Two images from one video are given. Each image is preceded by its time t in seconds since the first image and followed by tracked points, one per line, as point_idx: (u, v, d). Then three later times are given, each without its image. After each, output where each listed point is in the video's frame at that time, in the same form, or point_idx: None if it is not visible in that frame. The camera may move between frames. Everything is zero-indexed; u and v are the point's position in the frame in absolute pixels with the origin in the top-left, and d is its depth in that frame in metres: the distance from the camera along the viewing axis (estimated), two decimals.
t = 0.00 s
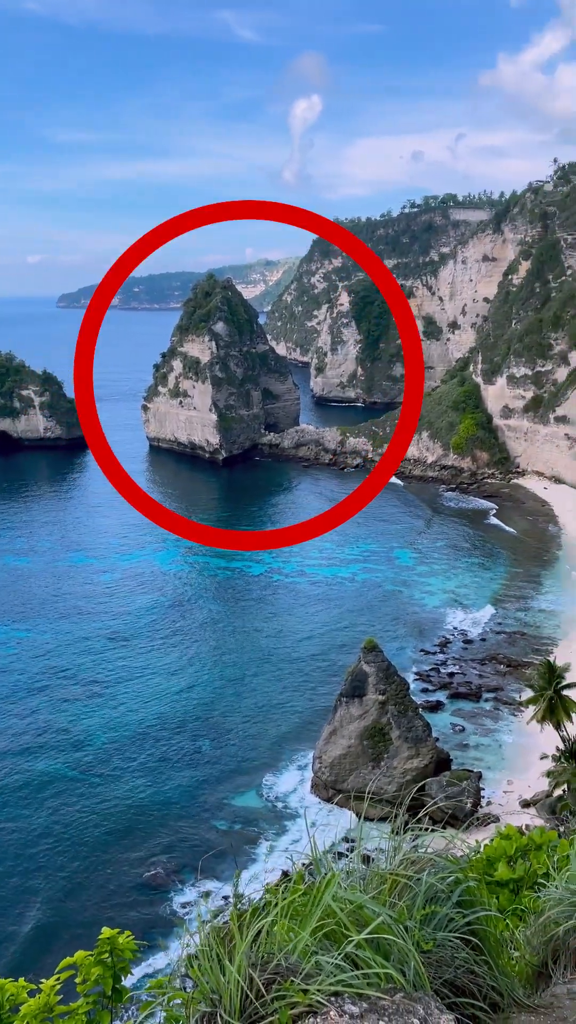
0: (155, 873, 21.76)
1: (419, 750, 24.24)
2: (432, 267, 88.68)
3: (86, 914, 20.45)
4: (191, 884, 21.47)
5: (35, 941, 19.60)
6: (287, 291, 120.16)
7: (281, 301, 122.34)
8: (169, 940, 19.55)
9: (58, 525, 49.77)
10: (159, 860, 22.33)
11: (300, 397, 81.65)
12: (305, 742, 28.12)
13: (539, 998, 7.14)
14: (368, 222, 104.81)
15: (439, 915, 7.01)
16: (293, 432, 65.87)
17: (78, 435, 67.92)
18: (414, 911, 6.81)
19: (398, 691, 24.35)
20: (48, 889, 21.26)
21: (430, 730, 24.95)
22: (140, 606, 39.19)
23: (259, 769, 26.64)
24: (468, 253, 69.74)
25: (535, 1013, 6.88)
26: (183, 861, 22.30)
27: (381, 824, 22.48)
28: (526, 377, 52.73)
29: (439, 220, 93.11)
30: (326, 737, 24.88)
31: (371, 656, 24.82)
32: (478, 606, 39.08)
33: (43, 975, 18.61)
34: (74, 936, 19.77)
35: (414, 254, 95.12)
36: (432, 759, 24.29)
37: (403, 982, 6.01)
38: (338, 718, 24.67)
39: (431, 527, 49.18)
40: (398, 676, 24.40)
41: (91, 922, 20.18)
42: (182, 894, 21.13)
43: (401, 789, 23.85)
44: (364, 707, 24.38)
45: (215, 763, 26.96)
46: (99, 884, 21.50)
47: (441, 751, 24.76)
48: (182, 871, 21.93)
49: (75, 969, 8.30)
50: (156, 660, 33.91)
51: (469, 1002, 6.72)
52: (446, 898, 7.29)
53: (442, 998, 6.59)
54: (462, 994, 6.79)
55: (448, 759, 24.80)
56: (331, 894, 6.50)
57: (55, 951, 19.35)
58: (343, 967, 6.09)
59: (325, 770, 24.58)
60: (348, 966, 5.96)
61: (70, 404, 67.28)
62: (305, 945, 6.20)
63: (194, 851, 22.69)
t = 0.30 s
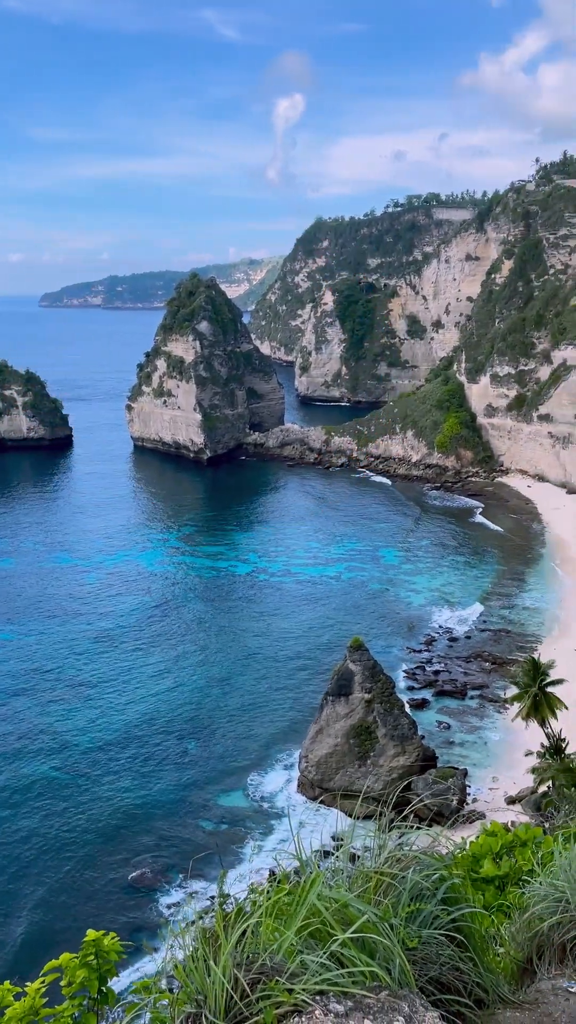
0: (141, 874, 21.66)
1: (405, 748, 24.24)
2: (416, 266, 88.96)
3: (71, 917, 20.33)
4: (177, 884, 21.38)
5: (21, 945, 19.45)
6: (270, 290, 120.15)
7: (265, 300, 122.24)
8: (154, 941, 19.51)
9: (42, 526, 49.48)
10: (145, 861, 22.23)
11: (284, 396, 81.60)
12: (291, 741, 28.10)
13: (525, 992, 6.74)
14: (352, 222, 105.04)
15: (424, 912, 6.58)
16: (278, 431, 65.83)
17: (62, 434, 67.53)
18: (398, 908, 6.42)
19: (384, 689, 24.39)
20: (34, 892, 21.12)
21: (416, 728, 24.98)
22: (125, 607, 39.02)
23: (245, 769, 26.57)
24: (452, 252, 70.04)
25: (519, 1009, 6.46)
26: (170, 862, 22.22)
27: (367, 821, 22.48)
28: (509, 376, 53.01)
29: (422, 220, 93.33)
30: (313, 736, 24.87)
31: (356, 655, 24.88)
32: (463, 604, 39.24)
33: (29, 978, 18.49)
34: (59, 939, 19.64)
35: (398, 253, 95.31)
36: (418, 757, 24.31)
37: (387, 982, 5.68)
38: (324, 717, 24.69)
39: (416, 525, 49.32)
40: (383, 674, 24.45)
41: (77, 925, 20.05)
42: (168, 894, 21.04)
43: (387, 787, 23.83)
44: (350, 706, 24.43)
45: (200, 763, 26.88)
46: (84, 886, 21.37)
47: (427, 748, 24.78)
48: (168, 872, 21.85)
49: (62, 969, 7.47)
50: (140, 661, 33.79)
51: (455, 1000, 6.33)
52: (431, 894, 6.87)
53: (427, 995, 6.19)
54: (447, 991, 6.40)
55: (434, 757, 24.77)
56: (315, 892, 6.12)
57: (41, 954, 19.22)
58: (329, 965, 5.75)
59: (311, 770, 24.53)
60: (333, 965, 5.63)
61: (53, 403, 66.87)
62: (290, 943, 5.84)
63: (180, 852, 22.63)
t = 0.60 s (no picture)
0: (127, 875, 21.59)
1: (391, 746, 24.24)
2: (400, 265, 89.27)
3: (55, 918, 20.28)
4: (162, 884, 21.31)
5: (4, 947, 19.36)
6: (254, 290, 120.12)
7: (249, 299, 122.04)
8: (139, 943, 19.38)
9: (26, 526, 49.26)
10: (130, 862, 22.18)
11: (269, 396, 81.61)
12: (277, 740, 28.09)
13: (509, 990, 6.67)
14: (335, 221, 105.28)
15: (408, 910, 6.41)
16: (263, 431, 65.83)
17: (45, 435, 67.20)
18: (384, 906, 6.23)
19: (370, 687, 24.46)
20: (17, 894, 21.03)
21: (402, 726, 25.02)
22: (109, 608, 38.87)
23: (230, 769, 26.50)
24: (435, 251, 70.33)
25: (503, 1005, 6.42)
26: (156, 863, 22.15)
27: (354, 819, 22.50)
28: (492, 374, 53.31)
29: (405, 219, 93.55)
30: (299, 734, 24.89)
31: (342, 653, 24.97)
32: (448, 602, 39.40)
33: (12, 980, 18.41)
34: (44, 941, 19.59)
35: (381, 252, 95.59)
36: (404, 754, 24.31)
37: (372, 980, 5.53)
38: (310, 716, 24.74)
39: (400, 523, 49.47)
40: (368, 672, 24.52)
41: (62, 926, 20.02)
42: (154, 895, 20.93)
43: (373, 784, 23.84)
44: (336, 704, 24.51)
45: (185, 764, 26.83)
46: (69, 887, 21.32)
47: (413, 747, 24.79)
48: (154, 872, 21.81)
49: (46, 974, 7.26)
50: (125, 661, 33.72)
51: (439, 997, 6.14)
52: (418, 892, 6.65)
53: (412, 994, 6.03)
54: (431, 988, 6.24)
55: (420, 754, 24.83)
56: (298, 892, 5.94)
57: (25, 956, 19.16)
58: (314, 964, 5.56)
59: (297, 769, 24.52)
60: (318, 964, 5.48)
61: (36, 404, 66.53)
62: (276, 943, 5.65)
63: (165, 851, 22.64)
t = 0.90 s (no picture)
0: (112, 877, 21.52)
1: (377, 745, 24.26)
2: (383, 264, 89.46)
3: (39, 921, 20.19)
4: (148, 886, 21.23)
5: None
6: (238, 290, 120.05)
7: (233, 299, 121.87)
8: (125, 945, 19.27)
9: (9, 527, 48.99)
10: (115, 863, 22.11)
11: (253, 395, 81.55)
12: (262, 740, 28.06)
13: (493, 986, 6.49)
14: (319, 220, 105.38)
15: (392, 908, 6.35)
16: (247, 430, 65.79)
17: (28, 435, 66.84)
18: (368, 904, 6.17)
19: (355, 686, 24.46)
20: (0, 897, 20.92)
21: (387, 725, 25.05)
22: (94, 609, 38.70)
23: (215, 769, 26.46)
24: (418, 250, 70.59)
25: (488, 1001, 6.26)
26: (141, 865, 22.06)
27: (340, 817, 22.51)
28: (476, 373, 53.54)
29: (389, 218, 93.71)
30: (285, 733, 24.87)
31: (328, 652, 24.97)
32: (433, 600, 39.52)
33: None
34: (28, 943, 19.51)
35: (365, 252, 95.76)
36: (390, 753, 24.34)
37: (357, 978, 5.47)
38: (296, 715, 24.75)
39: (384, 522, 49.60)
40: (354, 671, 24.53)
41: (46, 928, 19.95)
42: (140, 897, 20.81)
43: (359, 783, 23.87)
44: (322, 703, 24.54)
45: (170, 764, 26.76)
46: (52, 888, 21.24)
47: (399, 745, 24.82)
48: (139, 874, 21.76)
49: (32, 976, 7.14)
50: (110, 662, 33.60)
51: (424, 994, 6.08)
52: (403, 889, 6.56)
53: (397, 991, 5.95)
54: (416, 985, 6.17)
55: (406, 753, 24.88)
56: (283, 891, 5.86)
57: (8, 959, 19.07)
58: (299, 963, 5.48)
59: (284, 769, 24.49)
60: (302, 963, 5.40)
61: (19, 404, 66.15)
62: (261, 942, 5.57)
63: (151, 851, 22.63)
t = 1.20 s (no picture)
0: (98, 878, 21.45)
1: (362, 743, 24.31)
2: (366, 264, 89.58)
3: (23, 922, 20.10)
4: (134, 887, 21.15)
5: None
6: (222, 290, 119.83)
7: (217, 299, 121.62)
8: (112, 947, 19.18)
9: None
10: (100, 864, 22.04)
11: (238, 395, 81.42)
12: (248, 740, 28.04)
13: (477, 982, 6.50)
14: (302, 220, 105.41)
15: (377, 906, 6.32)
16: (232, 430, 65.71)
17: (11, 435, 66.39)
18: (354, 902, 6.16)
19: (341, 685, 24.49)
20: None
21: (373, 724, 25.10)
22: (79, 609, 38.55)
23: (201, 770, 26.42)
24: (401, 250, 70.81)
25: (473, 997, 6.26)
26: (128, 866, 21.99)
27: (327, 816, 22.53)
28: (459, 372, 53.76)
29: (372, 218, 93.84)
30: (271, 733, 24.83)
31: (313, 652, 24.97)
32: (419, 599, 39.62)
33: None
34: (12, 945, 19.42)
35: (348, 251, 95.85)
36: (375, 752, 24.38)
37: (342, 976, 5.47)
38: (282, 715, 24.71)
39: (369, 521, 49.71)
40: (340, 670, 24.54)
41: (30, 930, 19.86)
42: (126, 898, 20.73)
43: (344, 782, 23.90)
44: (307, 702, 24.52)
45: (155, 765, 26.70)
46: (37, 890, 21.15)
47: (385, 744, 24.86)
48: (125, 874, 21.70)
49: (18, 979, 7.07)
50: (95, 662, 33.51)
51: (409, 991, 6.09)
52: (388, 887, 6.51)
53: (382, 988, 5.98)
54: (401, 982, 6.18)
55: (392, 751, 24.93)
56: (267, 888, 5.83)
57: None
58: (284, 962, 5.47)
59: (270, 769, 24.46)
60: (288, 962, 5.39)
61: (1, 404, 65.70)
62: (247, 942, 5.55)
63: (137, 851, 22.61)
